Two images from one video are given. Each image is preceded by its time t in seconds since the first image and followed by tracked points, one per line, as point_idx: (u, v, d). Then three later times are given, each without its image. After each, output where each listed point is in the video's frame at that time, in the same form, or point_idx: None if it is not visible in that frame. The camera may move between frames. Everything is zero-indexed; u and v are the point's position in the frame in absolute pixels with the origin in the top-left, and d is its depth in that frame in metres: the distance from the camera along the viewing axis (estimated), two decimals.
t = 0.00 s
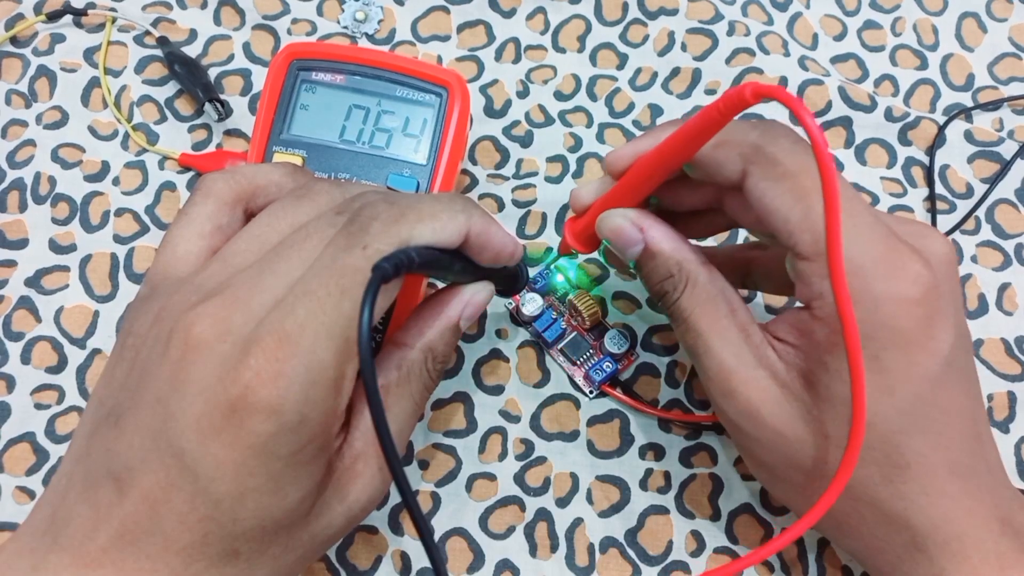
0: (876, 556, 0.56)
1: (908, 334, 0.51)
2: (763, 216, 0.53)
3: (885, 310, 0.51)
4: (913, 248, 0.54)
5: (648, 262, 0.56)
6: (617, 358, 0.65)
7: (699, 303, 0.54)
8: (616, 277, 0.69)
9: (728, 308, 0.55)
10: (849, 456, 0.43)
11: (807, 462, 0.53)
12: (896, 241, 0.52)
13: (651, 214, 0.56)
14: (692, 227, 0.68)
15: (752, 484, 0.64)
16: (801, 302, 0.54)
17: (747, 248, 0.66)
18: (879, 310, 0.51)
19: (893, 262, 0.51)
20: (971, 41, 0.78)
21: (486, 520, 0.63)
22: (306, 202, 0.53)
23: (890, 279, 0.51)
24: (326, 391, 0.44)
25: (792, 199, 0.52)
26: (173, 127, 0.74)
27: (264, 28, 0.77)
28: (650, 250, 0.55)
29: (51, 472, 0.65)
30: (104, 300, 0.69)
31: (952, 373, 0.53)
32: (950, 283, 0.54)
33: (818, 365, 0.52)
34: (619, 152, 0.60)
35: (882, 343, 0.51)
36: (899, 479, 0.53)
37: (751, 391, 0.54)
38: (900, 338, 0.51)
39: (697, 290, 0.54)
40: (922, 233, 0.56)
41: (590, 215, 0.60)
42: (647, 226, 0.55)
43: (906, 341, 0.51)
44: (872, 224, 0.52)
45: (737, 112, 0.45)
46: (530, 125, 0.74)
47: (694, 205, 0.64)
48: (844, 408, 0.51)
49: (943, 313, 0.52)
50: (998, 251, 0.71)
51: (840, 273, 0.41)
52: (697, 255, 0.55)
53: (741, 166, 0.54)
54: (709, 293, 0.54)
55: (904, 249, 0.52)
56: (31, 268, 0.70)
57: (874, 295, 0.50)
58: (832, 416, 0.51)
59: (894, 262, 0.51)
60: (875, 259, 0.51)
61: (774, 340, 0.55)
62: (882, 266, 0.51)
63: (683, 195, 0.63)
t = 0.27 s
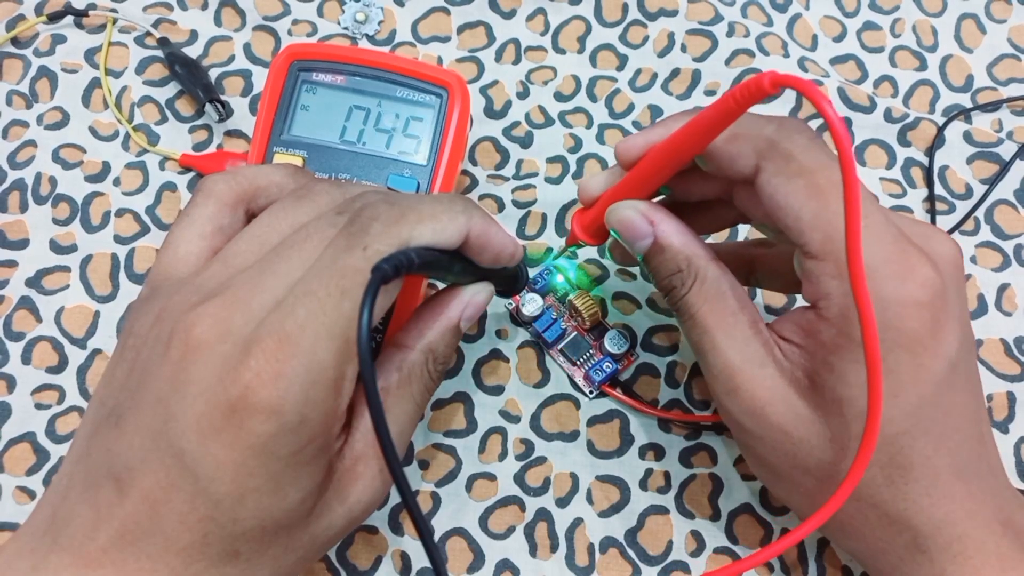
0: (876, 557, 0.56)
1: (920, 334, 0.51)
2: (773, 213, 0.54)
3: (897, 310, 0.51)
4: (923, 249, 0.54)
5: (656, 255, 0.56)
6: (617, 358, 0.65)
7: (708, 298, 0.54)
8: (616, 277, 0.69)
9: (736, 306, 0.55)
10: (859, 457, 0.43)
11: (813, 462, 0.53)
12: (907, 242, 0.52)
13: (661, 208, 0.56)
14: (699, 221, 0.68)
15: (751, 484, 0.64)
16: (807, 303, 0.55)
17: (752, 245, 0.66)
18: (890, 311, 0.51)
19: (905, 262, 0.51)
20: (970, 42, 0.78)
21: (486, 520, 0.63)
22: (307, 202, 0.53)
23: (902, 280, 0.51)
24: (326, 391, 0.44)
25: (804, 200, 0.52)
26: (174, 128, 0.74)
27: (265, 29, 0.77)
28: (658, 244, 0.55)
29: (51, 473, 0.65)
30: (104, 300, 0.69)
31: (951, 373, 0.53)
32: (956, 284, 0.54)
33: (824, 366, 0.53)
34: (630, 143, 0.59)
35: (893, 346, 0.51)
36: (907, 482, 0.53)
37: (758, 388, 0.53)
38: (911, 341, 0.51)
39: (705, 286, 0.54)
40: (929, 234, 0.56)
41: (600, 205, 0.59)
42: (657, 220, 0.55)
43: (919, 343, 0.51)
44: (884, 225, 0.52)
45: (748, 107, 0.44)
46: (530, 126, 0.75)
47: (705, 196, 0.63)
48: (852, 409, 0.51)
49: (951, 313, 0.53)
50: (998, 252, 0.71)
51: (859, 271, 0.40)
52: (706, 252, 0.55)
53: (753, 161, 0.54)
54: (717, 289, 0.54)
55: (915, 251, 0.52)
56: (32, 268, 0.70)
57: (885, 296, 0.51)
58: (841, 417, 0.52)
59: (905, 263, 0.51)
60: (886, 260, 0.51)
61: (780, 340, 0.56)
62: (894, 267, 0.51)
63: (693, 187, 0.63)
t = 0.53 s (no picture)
0: (873, 558, 0.56)
1: (891, 336, 0.51)
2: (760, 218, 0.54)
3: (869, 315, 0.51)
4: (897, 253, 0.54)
5: (641, 267, 0.56)
6: (617, 358, 0.65)
7: (689, 308, 0.55)
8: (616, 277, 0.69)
9: (717, 314, 0.55)
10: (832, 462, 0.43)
11: (796, 465, 0.53)
12: (879, 247, 0.52)
13: (644, 220, 0.56)
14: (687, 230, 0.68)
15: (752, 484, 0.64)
16: (785, 308, 0.55)
17: (748, 251, 0.66)
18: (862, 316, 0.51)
19: (876, 267, 0.51)
20: (970, 42, 0.78)
21: (486, 520, 0.63)
22: (307, 202, 0.53)
23: (873, 285, 0.51)
24: (326, 392, 0.44)
25: (777, 204, 0.52)
26: (174, 128, 0.74)
27: (265, 30, 0.77)
28: (642, 254, 0.55)
29: (51, 473, 0.65)
30: (104, 300, 0.69)
31: (946, 374, 0.53)
32: (932, 287, 0.54)
33: (803, 370, 0.52)
34: (609, 158, 0.60)
35: (869, 348, 0.51)
36: (893, 481, 0.53)
37: (739, 397, 0.54)
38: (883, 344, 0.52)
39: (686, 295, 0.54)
40: (909, 237, 0.56)
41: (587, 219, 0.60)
42: (640, 232, 0.55)
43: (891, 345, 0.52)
44: (855, 230, 0.52)
45: (712, 115, 0.44)
46: (530, 126, 0.75)
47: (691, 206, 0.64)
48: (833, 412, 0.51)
49: (926, 315, 0.53)
50: (998, 252, 0.71)
51: (820, 276, 0.39)
52: (687, 260, 0.55)
53: (723, 171, 0.55)
54: (699, 300, 0.55)
55: (886, 255, 0.52)
56: (32, 268, 0.70)
57: (856, 301, 0.51)
58: (821, 421, 0.51)
59: (877, 269, 0.51)
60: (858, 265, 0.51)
61: (763, 344, 0.56)
62: (865, 272, 0.51)
63: (679, 196, 0.63)
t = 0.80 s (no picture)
0: (871, 558, 0.56)
1: (893, 336, 0.51)
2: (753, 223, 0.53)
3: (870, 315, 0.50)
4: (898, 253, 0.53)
5: (638, 269, 0.56)
6: (617, 358, 0.65)
7: (689, 310, 0.54)
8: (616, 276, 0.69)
9: (716, 315, 0.55)
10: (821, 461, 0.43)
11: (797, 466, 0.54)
12: (879, 246, 0.51)
13: (642, 223, 0.56)
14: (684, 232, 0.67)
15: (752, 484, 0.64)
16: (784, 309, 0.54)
17: (744, 253, 0.65)
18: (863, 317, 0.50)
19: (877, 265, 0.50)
20: (971, 41, 0.78)
21: (486, 520, 0.63)
22: (307, 202, 0.53)
23: (872, 285, 0.50)
24: (326, 393, 0.44)
25: (777, 205, 0.52)
26: (173, 127, 0.74)
27: (264, 28, 0.77)
28: (640, 257, 0.55)
29: (51, 473, 0.65)
30: (104, 300, 0.69)
31: (945, 376, 0.53)
32: (933, 289, 0.54)
33: (804, 370, 0.52)
34: (606, 162, 0.60)
35: (870, 347, 0.50)
36: (889, 481, 0.53)
37: (740, 398, 0.54)
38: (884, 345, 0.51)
39: (686, 297, 0.54)
40: (906, 238, 0.56)
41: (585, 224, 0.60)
42: (638, 234, 0.55)
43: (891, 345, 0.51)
44: (855, 228, 0.51)
45: (713, 120, 0.45)
46: (529, 125, 0.74)
47: (684, 209, 0.63)
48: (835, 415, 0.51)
49: (928, 316, 0.52)
50: (999, 251, 0.71)
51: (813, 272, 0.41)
52: (685, 262, 0.55)
53: (723, 174, 0.54)
54: (699, 300, 0.54)
55: (885, 255, 0.51)
56: (31, 268, 0.70)
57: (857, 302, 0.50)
58: (822, 421, 0.51)
59: (878, 268, 0.50)
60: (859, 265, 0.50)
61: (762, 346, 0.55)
62: (866, 272, 0.50)
63: (672, 203, 0.63)
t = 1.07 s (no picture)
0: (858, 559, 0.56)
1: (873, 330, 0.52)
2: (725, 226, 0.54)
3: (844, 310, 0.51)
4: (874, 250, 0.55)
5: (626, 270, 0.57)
6: (617, 358, 0.65)
7: (676, 309, 0.55)
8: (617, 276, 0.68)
9: (703, 315, 0.56)
10: (823, 458, 0.44)
11: (786, 465, 0.54)
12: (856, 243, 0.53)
13: (629, 224, 0.57)
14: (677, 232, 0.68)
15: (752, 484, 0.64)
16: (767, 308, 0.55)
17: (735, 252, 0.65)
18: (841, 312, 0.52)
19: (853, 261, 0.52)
20: (971, 41, 0.78)
21: (486, 520, 0.63)
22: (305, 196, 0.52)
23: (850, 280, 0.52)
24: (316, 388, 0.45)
25: (752, 207, 0.52)
26: (173, 127, 0.74)
27: (264, 28, 0.77)
28: (628, 257, 0.56)
29: (51, 473, 0.65)
30: (104, 300, 0.69)
31: (930, 376, 0.54)
32: (915, 285, 0.54)
33: (787, 367, 0.53)
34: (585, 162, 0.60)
35: (846, 344, 0.52)
36: (879, 484, 0.53)
37: (727, 397, 0.55)
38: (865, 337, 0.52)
39: (674, 296, 0.55)
40: (890, 236, 0.56)
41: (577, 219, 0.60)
42: (625, 235, 0.56)
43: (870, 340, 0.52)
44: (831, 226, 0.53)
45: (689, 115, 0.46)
46: (529, 125, 0.74)
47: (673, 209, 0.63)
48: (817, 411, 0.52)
49: (909, 312, 0.53)
50: (999, 251, 0.71)
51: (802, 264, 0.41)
52: (672, 261, 0.56)
53: (695, 177, 0.54)
54: (685, 299, 0.56)
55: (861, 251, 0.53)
56: (31, 268, 0.70)
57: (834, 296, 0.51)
58: (807, 419, 0.52)
59: (855, 265, 0.52)
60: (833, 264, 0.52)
61: (748, 344, 0.56)
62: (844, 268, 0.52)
63: (663, 201, 0.63)
